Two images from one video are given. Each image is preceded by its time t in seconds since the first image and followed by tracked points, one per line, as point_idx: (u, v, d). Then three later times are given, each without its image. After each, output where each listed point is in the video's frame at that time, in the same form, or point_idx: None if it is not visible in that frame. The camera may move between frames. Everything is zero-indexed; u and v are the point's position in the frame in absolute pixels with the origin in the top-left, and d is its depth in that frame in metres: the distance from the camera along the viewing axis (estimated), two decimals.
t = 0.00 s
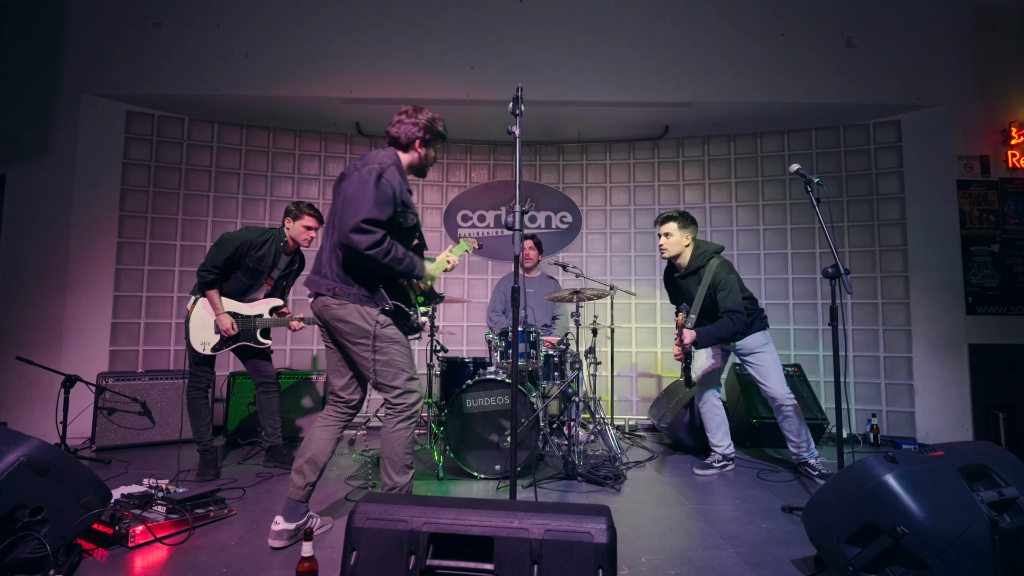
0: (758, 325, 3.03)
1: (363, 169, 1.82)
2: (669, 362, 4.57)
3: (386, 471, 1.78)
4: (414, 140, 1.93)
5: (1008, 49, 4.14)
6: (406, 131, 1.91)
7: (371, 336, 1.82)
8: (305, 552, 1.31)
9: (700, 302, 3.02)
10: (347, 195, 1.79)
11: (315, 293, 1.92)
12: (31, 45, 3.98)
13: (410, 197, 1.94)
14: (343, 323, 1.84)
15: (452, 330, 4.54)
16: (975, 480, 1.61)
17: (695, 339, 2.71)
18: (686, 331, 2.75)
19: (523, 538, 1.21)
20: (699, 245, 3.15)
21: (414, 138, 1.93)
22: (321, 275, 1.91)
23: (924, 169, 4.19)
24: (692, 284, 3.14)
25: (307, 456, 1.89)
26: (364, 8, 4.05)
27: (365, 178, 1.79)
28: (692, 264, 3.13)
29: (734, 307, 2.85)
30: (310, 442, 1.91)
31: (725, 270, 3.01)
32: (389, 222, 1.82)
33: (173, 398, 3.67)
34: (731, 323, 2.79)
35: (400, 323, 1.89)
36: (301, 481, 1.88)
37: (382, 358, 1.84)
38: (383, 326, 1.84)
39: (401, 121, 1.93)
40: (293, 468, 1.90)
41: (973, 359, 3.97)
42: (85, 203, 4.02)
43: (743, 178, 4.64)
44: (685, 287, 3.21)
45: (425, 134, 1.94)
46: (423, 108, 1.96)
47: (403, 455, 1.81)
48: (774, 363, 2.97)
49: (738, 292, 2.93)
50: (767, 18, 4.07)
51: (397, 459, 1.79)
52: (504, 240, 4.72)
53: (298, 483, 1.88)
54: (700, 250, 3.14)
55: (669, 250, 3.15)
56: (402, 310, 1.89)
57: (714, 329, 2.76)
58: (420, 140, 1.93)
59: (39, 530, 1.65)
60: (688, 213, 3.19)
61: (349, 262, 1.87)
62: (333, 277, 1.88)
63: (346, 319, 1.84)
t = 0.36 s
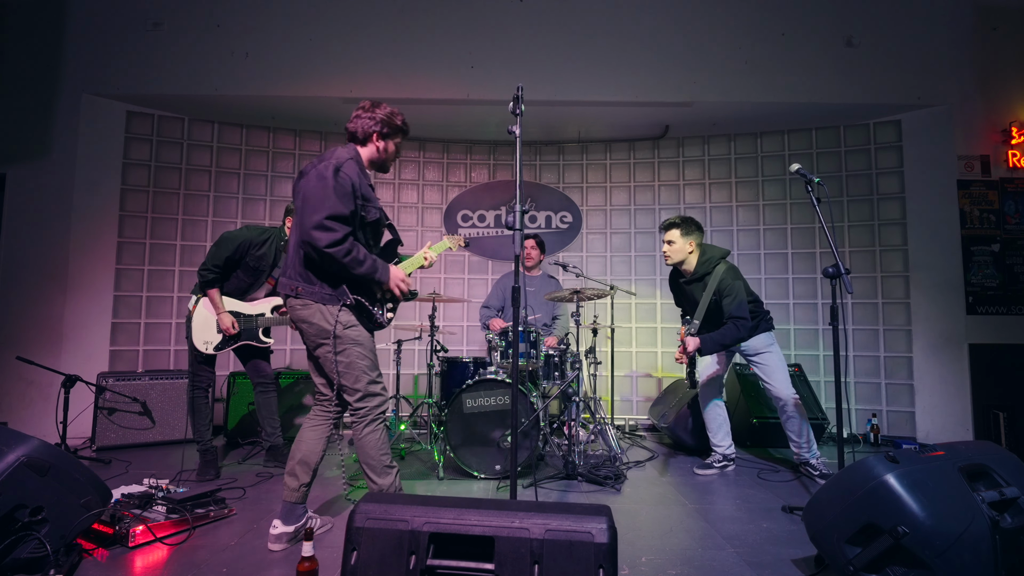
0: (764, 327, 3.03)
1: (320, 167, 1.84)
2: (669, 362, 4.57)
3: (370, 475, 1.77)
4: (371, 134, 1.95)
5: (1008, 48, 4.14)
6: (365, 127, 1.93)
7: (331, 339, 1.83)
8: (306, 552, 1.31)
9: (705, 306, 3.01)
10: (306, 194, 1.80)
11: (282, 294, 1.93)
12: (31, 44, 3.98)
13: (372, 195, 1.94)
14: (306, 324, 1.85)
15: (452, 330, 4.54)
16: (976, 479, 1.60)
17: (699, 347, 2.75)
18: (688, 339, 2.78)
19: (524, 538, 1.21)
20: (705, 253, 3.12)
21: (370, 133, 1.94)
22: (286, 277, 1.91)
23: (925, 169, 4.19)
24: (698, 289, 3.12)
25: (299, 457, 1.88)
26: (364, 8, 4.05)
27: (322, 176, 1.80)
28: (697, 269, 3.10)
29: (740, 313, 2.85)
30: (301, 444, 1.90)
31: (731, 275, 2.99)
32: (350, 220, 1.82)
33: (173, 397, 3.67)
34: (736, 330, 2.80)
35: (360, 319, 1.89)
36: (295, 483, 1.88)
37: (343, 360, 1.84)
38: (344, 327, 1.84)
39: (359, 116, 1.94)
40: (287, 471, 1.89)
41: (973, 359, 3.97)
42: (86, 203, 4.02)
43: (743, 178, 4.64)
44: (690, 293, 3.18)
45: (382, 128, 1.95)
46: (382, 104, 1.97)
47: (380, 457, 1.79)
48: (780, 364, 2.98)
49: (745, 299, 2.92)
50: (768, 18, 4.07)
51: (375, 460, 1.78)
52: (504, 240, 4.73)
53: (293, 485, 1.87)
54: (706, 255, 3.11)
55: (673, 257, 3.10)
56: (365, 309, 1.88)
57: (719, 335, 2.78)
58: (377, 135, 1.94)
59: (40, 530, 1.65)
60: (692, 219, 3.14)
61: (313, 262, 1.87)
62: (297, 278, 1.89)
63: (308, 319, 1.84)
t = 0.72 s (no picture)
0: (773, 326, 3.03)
1: (295, 159, 1.85)
2: (669, 363, 4.57)
3: (359, 474, 1.78)
4: (343, 126, 1.97)
5: (1008, 48, 4.14)
6: (335, 118, 1.95)
7: (322, 335, 1.82)
8: (306, 552, 1.30)
9: (715, 305, 3.02)
10: (283, 186, 1.81)
11: (269, 293, 1.92)
12: (31, 44, 3.98)
13: (349, 184, 1.96)
14: (294, 321, 1.84)
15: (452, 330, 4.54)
16: (977, 479, 1.60)
17: (709, 344, 2.73)
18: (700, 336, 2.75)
19: (525, 538, 1.21)
20: (717, 252, 3.11)
21: (342, 124, 1.96)
22: (272, 274, 1.90)
23: (925, 169, 4.19)
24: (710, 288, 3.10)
25: (292, 457, 1.87)
26: (364, 7, 4.05)
27: (298, 166, 1.81)
28: (708, 268, 3.10)
29: (750, 313, 2.84)
30: (292, 444, 1.89)
31: (742, 274, 2.98)
32: (331, 208, 1.83)
33: (173, 398, 3.67)
34: (746, 329, 2.79)
35: (347, 312, 1.89)
36: (291, 483, 1.88)
37: (332, 357, 1.83)
38: (335, 323, 1.84)
39: (329, 107, 1.96)
40: (281, 471, 1.89)
41: (974, 359, 3.96)
42: (86, 203, 4.01)
43: (743, 178, 4.64)
44: (700, 292, 3.18)
45: (354, 116, 1.96)
46: (353, 93, 1.99)
47: (370, 455, 1.79)
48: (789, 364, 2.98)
49: (757, 298, 2.91)
50: (770, 18, 4.07)
51: (363, 460, 1.78)
52: (504, 240, 4.73)
53: (289, 485, 1.88)
54: (717, 254, 3.10)
55: (684, 255, 3.11)
56: (354, 297, 1.90)
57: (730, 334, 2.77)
58: (351, 125, 1.96)
59: (40, 530, 1.65)
60: (702, 218, 3.14)
61: (298, 255, 1.87)
62: (283, 273, 1.88)
63: (298, 316, 1.84)
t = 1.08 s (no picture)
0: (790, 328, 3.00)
1: (298, 155, 1.84)
2: (670, 362, 4.57)
3: (358, 472, 1.77)
4: (333, 118, 1.96)
5: (1009, 48, 4.13)
6: (324, 112, 1.95)
7: (332, 331, 1.81)
8: (307, 552, 1.30)
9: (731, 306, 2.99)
10: (291, 183, 1.80)
11: (275, 292, 1.89)
12: (32, 44, 3.98)
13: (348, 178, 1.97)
14: (302, 318, 1.82)
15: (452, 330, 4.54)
16: (979, 479, 1.60)
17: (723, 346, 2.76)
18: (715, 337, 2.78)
19: (526, 538, 1.21)
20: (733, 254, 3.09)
21: (331, 117, 1.96)
22: (280, 273, 1.87)
23: (926, 168, 4.18)
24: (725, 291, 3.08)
25: (289, 458, 1.87)
26: (364, 7, 4.05)
27: (304, 163, 1.81)
28: (725, 269, 3.08)
29: (765, 316, 2.83)
30: (289, 444, 1.89)
31: (758, 277, 2.96)
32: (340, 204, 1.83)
33: (173, 398, 3.67)
34: (760, 331, 2.78)
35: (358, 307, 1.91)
36: (289, 483, 1.87)
37: (342, 353, 1.82)
38: (345, 319, 1.84)
39: (316, 101, 1.96)
40: (278, 472, 1.88)
41: (975, 359, 3.96)
42: (86, 202, 4.01)
43: (743, 178, 4.64)
44: (715, 294, 3.16)
45: (342, 108, 1.97)
46: (336, 85, 1.99)
47: (370, 452, 1.79)
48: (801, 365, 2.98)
49: (771, 301, 2.91)
50: (770, 17, 4.07)
51: (365, 458, 1.77)
52: (504, 240, 4.73)
53: (287, 486, 1.87)
54: (734, 256, 3.09)
55: (700, 258, 3.09)
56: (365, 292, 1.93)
57: (744, 335, 2.77)
58: (338, 117, 1.96)
59: (41, 530, 1.65)
60: (718, 219, 3.12)
61: (307, 252, 1.85)
62: (292, 271, 1.85)
63: (307, 312, 1.81)
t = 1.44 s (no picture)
0: (803, 326, 3.00)
1: (315, 153, 1.83)
2: (670, 362, 4.57)
3: (364, 471, 1.77)
4: (342, 114, 1.95)
5: (1009, 48, 4.14)
6: (331, 107, 1.93)
7: (350, 329, 1.81)
8: (308, 551, 1.30)
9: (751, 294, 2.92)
10: (311, 181, 1.79)
11: (291, 290, 1.85)
12: (32, 45, 3.98)
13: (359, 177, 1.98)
14: (319, 315, 1.80)
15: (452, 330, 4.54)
16: (979, 479, 1.60)
17: (740, 330, 2.78)
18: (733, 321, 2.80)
19: (526, 538, 1.21)
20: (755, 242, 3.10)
21: (341, 113, 1.95)
22: (297, 271, 1.84)
23: (926, 168, 4.18)
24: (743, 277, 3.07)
25: (290, 458, 1.86)
26: (364, 7, 4.05)
27: (323, 161, 1.80)
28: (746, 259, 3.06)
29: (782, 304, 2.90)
30: (290, 445, 1.88)
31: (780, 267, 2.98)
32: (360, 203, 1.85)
33: (173, 398, 3.67)
34: (779, 317, 2.84)
35: (372, 303, 1.92)
36: (290, 484, 1.87)
37: (358, 350, 1.82)
38: (363, 317, 1.84)
39: (321, 97, 1.94)
40: (279, 473, 1.87)
41: (975, 359, 3.96)
42: (87, 202, 4.01)
43: (744, 178, 4.64)
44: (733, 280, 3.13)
45: (350, 106, 1.96)
46: (342, 82, 1.98)
47: (377, 451, 1.79)
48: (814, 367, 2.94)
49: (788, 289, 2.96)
50: (770, 17, 4.07)
51: (373, 457, 1.78)
52: (505, 240, 4.73)
53: (288, 486, 1.86)
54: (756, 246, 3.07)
55: (725, 241, 3.09)
56: (381, 287, 1.94)
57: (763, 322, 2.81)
58: (347, 113, 1.95)
59: (41, 530, 1.65)
60: (742, 205, 3.11)
61: (327, 251, 1.84)
62: (310, 269, 1.83)
63: (324, 310, 1.80)
